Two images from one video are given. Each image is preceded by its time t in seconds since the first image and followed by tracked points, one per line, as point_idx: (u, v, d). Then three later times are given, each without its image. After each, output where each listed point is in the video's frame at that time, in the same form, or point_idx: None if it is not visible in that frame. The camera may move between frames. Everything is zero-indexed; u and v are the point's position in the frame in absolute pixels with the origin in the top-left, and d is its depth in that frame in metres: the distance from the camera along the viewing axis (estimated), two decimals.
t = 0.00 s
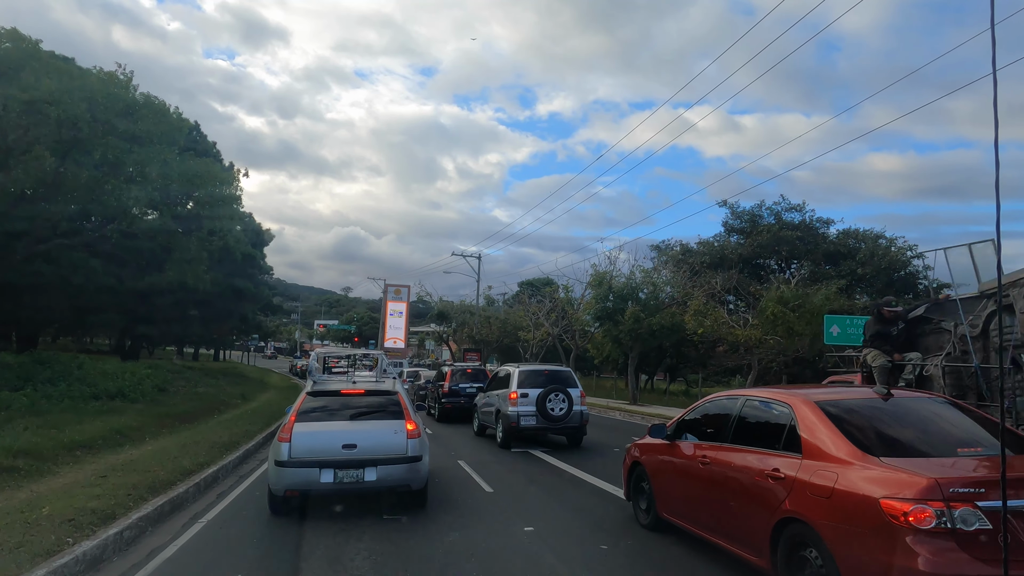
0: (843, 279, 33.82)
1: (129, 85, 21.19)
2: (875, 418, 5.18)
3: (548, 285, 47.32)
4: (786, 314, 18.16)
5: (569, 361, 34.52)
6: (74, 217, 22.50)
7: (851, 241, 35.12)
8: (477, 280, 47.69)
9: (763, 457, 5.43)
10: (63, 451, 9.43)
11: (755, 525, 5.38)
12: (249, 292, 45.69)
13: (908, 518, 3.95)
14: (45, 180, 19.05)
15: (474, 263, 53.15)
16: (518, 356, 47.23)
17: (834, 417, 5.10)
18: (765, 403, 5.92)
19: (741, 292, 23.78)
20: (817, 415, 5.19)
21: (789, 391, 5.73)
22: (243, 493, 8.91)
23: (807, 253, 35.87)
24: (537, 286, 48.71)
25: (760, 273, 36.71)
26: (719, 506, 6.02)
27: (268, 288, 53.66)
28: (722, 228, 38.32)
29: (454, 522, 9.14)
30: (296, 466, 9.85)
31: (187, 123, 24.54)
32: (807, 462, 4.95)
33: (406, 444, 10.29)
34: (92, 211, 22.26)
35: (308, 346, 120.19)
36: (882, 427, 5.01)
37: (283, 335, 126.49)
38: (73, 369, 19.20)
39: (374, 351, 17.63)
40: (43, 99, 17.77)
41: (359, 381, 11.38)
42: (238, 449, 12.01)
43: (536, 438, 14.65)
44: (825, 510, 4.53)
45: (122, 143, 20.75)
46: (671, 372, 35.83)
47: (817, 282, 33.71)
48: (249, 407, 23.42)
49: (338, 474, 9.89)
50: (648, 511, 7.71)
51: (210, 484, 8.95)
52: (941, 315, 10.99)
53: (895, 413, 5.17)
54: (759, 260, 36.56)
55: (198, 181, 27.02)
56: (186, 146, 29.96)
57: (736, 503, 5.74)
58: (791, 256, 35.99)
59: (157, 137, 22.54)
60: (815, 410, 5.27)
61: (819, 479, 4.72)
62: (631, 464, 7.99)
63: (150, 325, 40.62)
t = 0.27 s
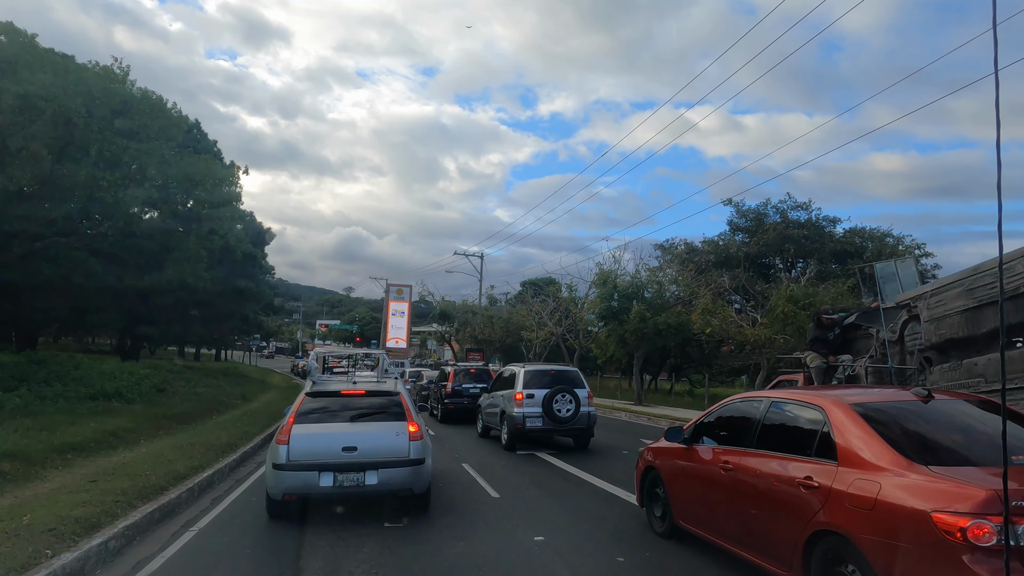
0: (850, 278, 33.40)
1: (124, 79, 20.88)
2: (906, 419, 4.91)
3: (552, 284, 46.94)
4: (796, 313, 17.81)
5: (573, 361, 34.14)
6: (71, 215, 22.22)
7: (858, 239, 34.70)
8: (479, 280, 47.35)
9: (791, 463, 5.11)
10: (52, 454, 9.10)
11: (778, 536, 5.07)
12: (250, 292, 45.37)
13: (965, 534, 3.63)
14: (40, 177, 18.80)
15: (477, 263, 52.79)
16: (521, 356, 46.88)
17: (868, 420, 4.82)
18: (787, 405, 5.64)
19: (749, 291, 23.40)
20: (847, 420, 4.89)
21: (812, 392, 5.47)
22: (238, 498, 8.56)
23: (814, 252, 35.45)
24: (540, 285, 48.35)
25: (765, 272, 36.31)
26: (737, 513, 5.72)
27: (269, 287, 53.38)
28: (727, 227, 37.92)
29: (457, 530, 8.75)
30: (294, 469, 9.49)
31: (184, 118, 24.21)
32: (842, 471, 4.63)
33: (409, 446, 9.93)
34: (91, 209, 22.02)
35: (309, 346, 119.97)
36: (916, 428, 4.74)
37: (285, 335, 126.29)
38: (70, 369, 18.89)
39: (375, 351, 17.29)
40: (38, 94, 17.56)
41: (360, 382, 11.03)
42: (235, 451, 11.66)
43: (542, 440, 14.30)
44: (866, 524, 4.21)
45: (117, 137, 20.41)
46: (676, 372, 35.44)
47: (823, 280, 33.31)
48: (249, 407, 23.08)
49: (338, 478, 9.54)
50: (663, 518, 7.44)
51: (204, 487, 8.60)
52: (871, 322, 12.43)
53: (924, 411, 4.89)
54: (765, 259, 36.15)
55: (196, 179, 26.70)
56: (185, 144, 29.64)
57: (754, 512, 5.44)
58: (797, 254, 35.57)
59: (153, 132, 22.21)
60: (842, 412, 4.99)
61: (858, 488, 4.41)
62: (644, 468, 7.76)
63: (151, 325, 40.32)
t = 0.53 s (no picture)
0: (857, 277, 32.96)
1: (121, 73, 20.69)
2: (936, 418, 4.66)
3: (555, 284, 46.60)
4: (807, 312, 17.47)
5: (577, 361, 33.78)
6: (69, 213, 21.96)
7: (866, 238, 34.26)
8: (481, 279, 47.04)
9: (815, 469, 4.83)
10: (41, 457, 8.77)
11: (805, 547, 4.78)
12: (252, 292, 45.12)
13: None
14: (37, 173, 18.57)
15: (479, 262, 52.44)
16: (524, 356, 46.52)
17: (904, 420, 4.51)
18: (806, 405, 5.40)
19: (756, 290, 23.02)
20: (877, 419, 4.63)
21: (833, 392, 5.22)
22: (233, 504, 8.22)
23: (820, 250, 35.03)
24: (544, 284, 48.03)
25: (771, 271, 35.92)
26: (757, 521, 5.44)
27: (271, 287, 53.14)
28: (732, 225, 37.55)
29: (462, 538, 8.40)
30: (292, 472, 9.17)
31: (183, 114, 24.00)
32: (874, 477, 4.35)
33: (411, 449, 9.58)
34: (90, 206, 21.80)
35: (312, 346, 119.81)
36: (955, 430, 4.44)
37: (287, 335, 126.18)
38: (66, 368, 18.61)
39: (377, 351, 16.95)
40: (31, 89, 17.47)
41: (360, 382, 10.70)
42: (233, 453, 11.34)
43: (548, 442, 13.96)
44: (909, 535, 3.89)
45: (116, 132, 20.23)
46: (681, 372, 35.05)
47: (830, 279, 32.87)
48: (250, 407, 22.77)
49: (338, 481, 9.20)
50: (677, 526, 7.29)
51: (198, 492, 8.25)
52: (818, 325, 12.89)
53: (954, 409, 4.61)
54: (771, 258, 35.75)
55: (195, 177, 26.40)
56: (185, 141, 29.38)
57: (777, 520, 5.15)
58: (804, 253, 35.15)
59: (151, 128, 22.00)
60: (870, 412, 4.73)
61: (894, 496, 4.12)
62: (658, 474, 7.66)
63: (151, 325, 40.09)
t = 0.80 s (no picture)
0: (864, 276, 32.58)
1: (119, 67, 20.44)
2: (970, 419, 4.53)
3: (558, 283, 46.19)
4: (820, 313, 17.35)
5: (580, 361, 33.44)
6: (68, 211, 21.72)
7: (873, 236, 33.87)
8: (484, 279, 46.73)
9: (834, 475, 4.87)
10: (30, 460, 8.47)
11: (827, 555, 4.81)
12: (253, 291, 44.86)
13: None
14: (33, 169, 18.34)
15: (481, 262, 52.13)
16: (526, 356, 46.17)
17: (942, 425, 4.38)
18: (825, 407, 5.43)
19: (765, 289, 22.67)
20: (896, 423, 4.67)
21: (853, 390, 5.25)
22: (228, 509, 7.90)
23: (826, 249, 34.66)
24: (546, 284, 47.61)
25: (775, 271, 35.59)
26: (776, 529, 5.46)
27: (272, 287, 52.84)
28: (736, 224, 37.21)
29: (466, 545, 8.08)
30: (292, 475, 8.84)
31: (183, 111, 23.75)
32: (895, 484, 4.41)
33: (412, 450, 9.29)
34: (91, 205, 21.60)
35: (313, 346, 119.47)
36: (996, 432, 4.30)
37: (288, 335, 125.99)
38: (63, 368, 18.35)
39: (378, 350, 16.64)
40: (25, 83, 17.28)
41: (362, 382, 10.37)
42: (230, 456, 11.05)
43: (554, 444, 13.70)
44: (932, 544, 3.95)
45: (116, 127, 19.97)
46: (684, 372, 34.79)
47: (837, 279, 32.50)
48: (249, 408, 22.45)
49: (338, 484, 8.89)
50: (693, 535, 7.28)
51: (192, 497, 7.95)
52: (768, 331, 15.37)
53: (976, 403, 4.57)
54: (775, 257, 35.41)
55: (194, 174, 26.11)
56: (185, 139, 29.15)
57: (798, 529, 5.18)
58: (809, 252, 34.81)
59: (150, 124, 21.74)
60: (888, 414, 4.77)
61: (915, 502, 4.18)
62: (672, 479, 7.60)
63: (151, 324, 39.83)
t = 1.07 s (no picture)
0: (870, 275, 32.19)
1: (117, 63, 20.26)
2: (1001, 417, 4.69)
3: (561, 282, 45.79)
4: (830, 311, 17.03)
5: (583, 361, 33.08)
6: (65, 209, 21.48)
7: (879, 235, 33.49)
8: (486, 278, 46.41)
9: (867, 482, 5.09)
10: (21, 463, 8.21)
11: (860, 562, 5.00)
12: (253, 291, 44.59)
13: None
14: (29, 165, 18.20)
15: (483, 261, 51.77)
16: (529, 356, 45.79)
17: (976, 430, 4.55)
18: (842, 408, 5.82)
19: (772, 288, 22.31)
20: (913, 426, 5.03)
21: (867, 392, 5.64)
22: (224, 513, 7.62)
23: (832, 248, 34.29)
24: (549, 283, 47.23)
25: (780, 270, 35.22)
26: (806, 538, 5.62)
27: (272, 286, 52.54)
28: (741, 223, 36.87)
29: (470, 551, 7.79)
30: (291, 477, 8.56)
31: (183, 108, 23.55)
32: (928, 491, 4.62)
33: (414, 452, 9.01)
34: (92, 204, 21.46)
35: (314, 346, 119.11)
36: None
37: (290, 336, 125.74)
38: (60, 368, 18.08)
39: (380, 351, 16.37)
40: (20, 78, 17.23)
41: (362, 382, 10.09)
42: (228, 457, 10.79)
43: (559, 446, 13.42)
44: (963, 549, 4.17)
45: (114, 124, 19.77)
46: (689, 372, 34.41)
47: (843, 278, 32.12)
48: (248, 409, 22.15)
49: (339, 487, 8.62)
50: (709, 542, 7.10)
51: (187, 501, 7.69)
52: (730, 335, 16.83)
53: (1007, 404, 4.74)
54: (780, 256, 35.05)
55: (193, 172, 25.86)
56: (185, 137, 28.91)
57: (828, 537, 5.36)
58: (814, 251, 34.44)
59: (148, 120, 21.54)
60: (904, 415, 5.15)
61: (946, 510, 4.41)
62: (686, 483, 7.49)
63: (151, 324, 39.57)
